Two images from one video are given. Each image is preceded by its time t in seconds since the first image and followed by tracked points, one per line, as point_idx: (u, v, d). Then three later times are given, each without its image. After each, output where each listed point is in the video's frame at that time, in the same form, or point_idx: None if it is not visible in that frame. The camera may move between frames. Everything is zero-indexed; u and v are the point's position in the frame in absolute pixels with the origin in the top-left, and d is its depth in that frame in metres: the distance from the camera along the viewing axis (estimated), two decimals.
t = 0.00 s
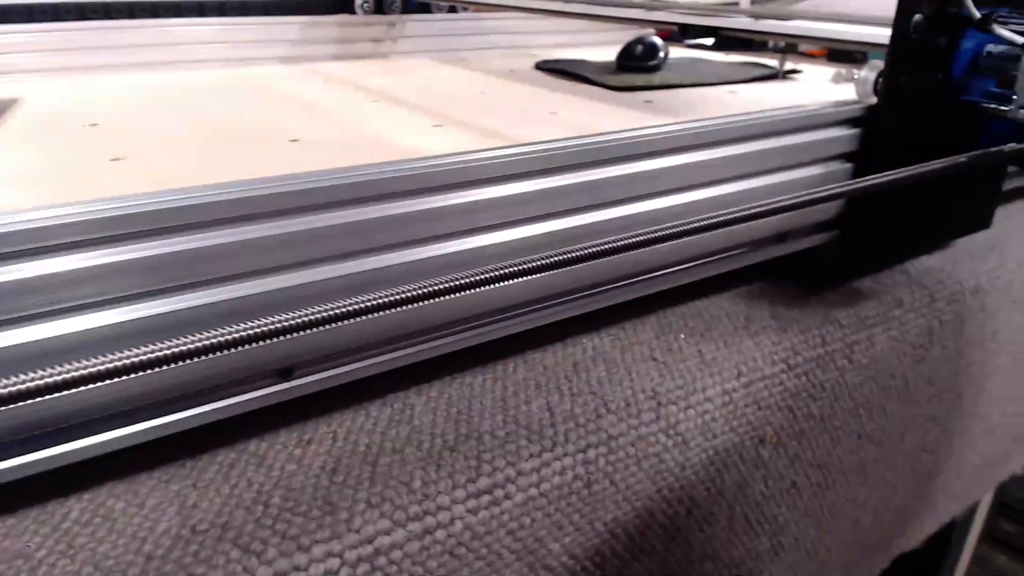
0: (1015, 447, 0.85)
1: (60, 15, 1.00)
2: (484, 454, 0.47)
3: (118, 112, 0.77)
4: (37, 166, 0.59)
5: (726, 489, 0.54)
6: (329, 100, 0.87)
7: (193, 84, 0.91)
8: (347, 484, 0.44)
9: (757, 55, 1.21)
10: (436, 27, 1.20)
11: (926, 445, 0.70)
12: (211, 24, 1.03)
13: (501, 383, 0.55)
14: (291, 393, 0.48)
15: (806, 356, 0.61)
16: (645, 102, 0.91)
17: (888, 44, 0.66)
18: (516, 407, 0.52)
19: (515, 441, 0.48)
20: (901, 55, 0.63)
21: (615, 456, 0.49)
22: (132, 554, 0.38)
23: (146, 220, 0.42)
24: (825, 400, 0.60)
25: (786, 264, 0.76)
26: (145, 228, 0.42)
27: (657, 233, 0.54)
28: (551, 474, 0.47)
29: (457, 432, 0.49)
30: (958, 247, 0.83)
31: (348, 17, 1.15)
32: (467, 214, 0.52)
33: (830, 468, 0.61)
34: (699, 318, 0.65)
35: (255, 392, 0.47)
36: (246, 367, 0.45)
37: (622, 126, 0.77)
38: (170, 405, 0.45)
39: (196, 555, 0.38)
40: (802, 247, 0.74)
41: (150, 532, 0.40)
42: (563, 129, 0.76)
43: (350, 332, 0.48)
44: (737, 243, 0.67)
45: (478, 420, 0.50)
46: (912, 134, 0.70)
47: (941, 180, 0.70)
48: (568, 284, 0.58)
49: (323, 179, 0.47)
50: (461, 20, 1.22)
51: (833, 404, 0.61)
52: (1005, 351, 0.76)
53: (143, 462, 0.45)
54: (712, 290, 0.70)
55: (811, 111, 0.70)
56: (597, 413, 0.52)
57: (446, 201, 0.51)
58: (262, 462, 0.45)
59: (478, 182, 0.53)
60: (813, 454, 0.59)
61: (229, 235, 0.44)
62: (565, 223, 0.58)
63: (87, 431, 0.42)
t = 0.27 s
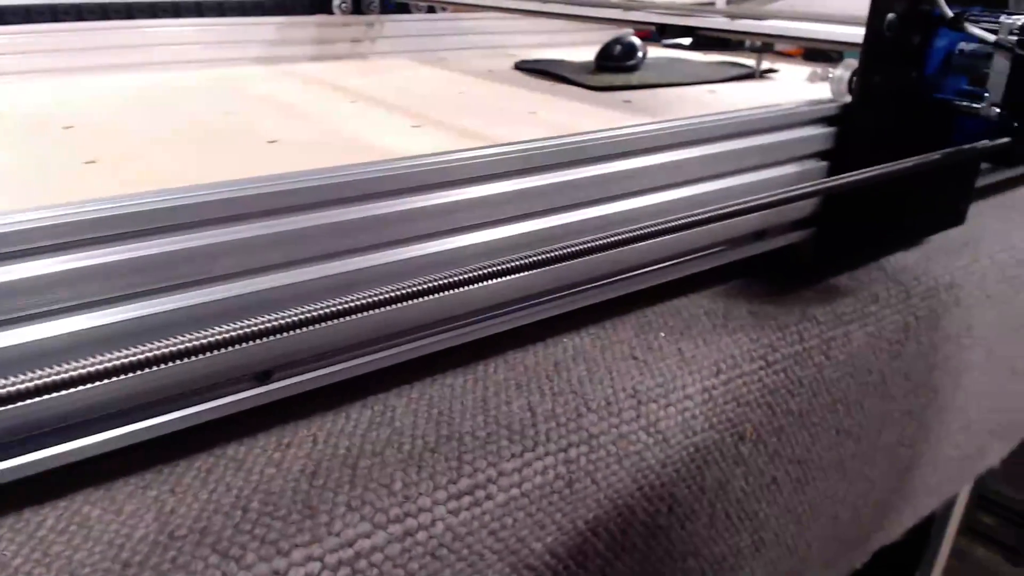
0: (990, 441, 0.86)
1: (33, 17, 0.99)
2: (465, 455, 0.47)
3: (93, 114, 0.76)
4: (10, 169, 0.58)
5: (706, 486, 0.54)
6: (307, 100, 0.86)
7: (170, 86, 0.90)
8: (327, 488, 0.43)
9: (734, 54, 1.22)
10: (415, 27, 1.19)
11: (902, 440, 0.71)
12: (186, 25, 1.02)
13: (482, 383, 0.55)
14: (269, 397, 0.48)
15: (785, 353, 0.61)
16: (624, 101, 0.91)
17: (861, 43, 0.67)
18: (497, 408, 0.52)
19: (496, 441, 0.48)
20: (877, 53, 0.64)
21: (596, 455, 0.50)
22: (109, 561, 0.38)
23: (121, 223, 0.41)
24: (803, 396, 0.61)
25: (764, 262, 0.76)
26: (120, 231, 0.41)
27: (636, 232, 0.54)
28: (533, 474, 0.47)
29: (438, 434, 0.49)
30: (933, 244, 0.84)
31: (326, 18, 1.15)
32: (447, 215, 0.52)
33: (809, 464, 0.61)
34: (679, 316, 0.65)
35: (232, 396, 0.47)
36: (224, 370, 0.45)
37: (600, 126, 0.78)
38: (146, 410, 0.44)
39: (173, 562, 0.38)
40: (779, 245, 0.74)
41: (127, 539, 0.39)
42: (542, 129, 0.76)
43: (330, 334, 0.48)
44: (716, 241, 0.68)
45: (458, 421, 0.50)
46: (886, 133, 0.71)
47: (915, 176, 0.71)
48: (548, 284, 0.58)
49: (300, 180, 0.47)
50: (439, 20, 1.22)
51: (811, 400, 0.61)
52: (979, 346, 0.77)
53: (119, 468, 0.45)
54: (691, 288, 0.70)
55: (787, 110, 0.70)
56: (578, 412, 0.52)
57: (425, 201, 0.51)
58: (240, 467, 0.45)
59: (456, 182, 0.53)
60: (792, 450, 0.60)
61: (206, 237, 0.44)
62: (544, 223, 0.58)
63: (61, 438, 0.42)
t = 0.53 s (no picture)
0: (963, 434, 0.87)
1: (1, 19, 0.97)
2: (444, 457, 0.47)
3: (64, 116, 0.75)
4: None
5: (684, 483, 0.55)
6: (283, 101, 0.85)
7: (142, 87, 0.89)
8: (304, 492, 0.43)
9: (709, 54, 1.23)
10: (391, 28, 1.19)
11: (877, 434, 0.72)
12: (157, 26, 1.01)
13: (460, 384, 0.55)
14: (244, 401, 0.48)
15: (762, 349, 0.62)
16: (600, 101, 0.92)
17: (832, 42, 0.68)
18: (476, 408, 0.52)
19: (475, 442, 0.48)
20: (849, 51, 0.65)
21: (575, 454, 0.50)
22: (82, 570, 0.37)
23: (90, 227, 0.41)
24: (779, 392, 0.61)
25: (740, 260, 0.77)
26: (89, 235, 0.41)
27: (613, 231, 0.55)
28: (512, 474, 0.47)
29: (416, 435, 0.49)
30: (905, 240, 0.85)
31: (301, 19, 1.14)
32: (423, 216, 0.52)
33: (785, 459, 0.62)
34: (656, 314, 0.65)
35: (207, 401, 0.46)
36: (198, 375, 0.45)
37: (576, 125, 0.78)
38: (119, 417, 0.44)
39: (148, 570, 0.38)
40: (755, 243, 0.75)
41: (100, 547, 0.39)
42: (519, 129, 0.76)
43: (306, 337, 0.48)
44: (692, 239, 0.68)
45: (437, 422, 0.50)
46: (859, 130, 0.71)
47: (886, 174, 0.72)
48: (525, 284, 0.58)
49: (274, 181, 0.47)
50: (415, 20, 1.21)
51: (787, 396, 0.62)
52: (951, 341, 0.79)
53: (92, 476, 0.44)
54: (668, 287, 0.71)
55: (760, 108, 0.71)
56: (557, 411, 0.52)
57: (401, 202, 0.51)
58: (216, 472, 0.45)
59: (432, 183, 0.53)
60: (769, 446, 0.61)
61: (179, 240, 0.43)
62: (520, 223, 0.58)
63: (32, 446, 0.41)
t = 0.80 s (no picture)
0: (941, 428, 0.89)
1: None
2: (426, 458, 0.47)
3: (38, 118, 0.74)
4: None
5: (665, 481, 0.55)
6: (261, 102, 0.85)
7: (118, 88, 0.88)
8: (285, 495, 0.43)
9: (688, 54, 1.24)
10: (370, 28, 1.19)
11: (856, 429, 0.72)
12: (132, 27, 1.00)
13: (442, 385, 0.55)
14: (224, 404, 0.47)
15: (742, 347, 0.62)
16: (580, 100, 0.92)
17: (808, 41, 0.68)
18: (458, 409, 0.52)
19: (457, 442, 0.48)
20: (826, 51, 0.65)
21: (558, 453, 0.50)
22: None
23: (65, 230, 0.40)
24: (759, 389, 0.62)
25: (720, 258, 0.77)
26: (64, 238, 0.40)
27: (593, 230, 0.55)
28: (495, 474, 0.47)
29: (398, 437, 0.48)
30: (883, 237, 0.86)
31: (279, 20, 1.13)
32: (403, 216, 0.52)
33: (766, 455, 0.62)
34: (637, 313, 0.65)
35: (186, 405, 0.46)
36: (177, 379, 0.44)
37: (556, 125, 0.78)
38: (96, 422, 0.43)
39: None
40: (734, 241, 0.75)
41: (77, 555, 0.38)
42: (499, 129, 0.76)
43: (286, 339, 0.47)
44: (672, 238, 0.69)
45: (419, 423, 0.50)
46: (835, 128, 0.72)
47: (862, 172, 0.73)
48: (506, 284, 0.58)
49: (253, 183, 0.46)
50: (394, 20, 1.21)
51: (767, 393, 0.62)
52: (928, 336, 0.80)
53: (69, 483, 0.44)
54: (649, 286, 0.71)
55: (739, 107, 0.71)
56: (539, 411, 0.52)
57: (381, 203, 0.51)
58: (195, 477, 0.44)
59: (412, 183, 0.53)
60: (750, 442, 0.61)
61: (156, 243, 0.43)
62: (500, 223, 0.58)
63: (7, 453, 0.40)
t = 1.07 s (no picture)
0: (924, 423, 0.89)
1: None
2: (412, 459, 0.47)
3: (18, 120, 0.73)
4: None
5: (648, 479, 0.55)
6: (244, 103, 0.84)
7: (100, 90, 0.88)
8: (270, 498, 0.43)
9: (672, 54, 1.24)
10: (354, 28, 1.18)
11: (840, 425, 0.73)
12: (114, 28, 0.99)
13: (428, 386, 0.54)
14: (209, 407, 0.47)
15: (727, 344, 0.63)
16: (564, 100, 0.92)
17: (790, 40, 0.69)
18: (444, 410, 0.51)
19: (443, 443, 0.48)
20: (805, 51, 0.66)
21: (544, 452, 0.50)
22: None
23: (45, 232, 0.40)
24: (744, 386, 0.62)
25: (704, 256, 0.78)
26: (45, 241, 0.40)
27: (577, 230, 0.55)
28: (481, 474, 0.47)
29: (383, 439, 0.48)
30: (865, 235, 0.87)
31: (262, 21, 1.13)
32: (387, 217, 0.52)
33: (748, 452, 0.63)
34: (623, 311, 0.66)
35: (170, 408, 0.45)
36: (161, 381, 0.44)
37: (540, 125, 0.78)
38: (79, 427, 0.43)
39: None
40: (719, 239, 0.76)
41: (60, 561, 0.38)
42: (483, 129, 0.76)
43: (270, 341, 0.47)
44: (656, 237, 0.69)
45: (405, 425, 0.50)
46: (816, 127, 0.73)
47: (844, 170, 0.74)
48: (491, 284, 0.58)
49: (236, 184, 0.46)
50: (378, 20, 1.21)
51: (751, 390, 0.63)
52: (910, 332, 0.81)
53: (51, 488, 0.43)
54: (634, 285, 0.71)
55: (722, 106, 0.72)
56: (525, 410, 0.52)
57: (365, 204, 0.51)
58: (179, 481, 0.44)
59: (397, 184, 0.52)
60: (734, 440, 0.62)
61: (138, 245, 0.43)
62: (485, 223, 0.58)
63: None
